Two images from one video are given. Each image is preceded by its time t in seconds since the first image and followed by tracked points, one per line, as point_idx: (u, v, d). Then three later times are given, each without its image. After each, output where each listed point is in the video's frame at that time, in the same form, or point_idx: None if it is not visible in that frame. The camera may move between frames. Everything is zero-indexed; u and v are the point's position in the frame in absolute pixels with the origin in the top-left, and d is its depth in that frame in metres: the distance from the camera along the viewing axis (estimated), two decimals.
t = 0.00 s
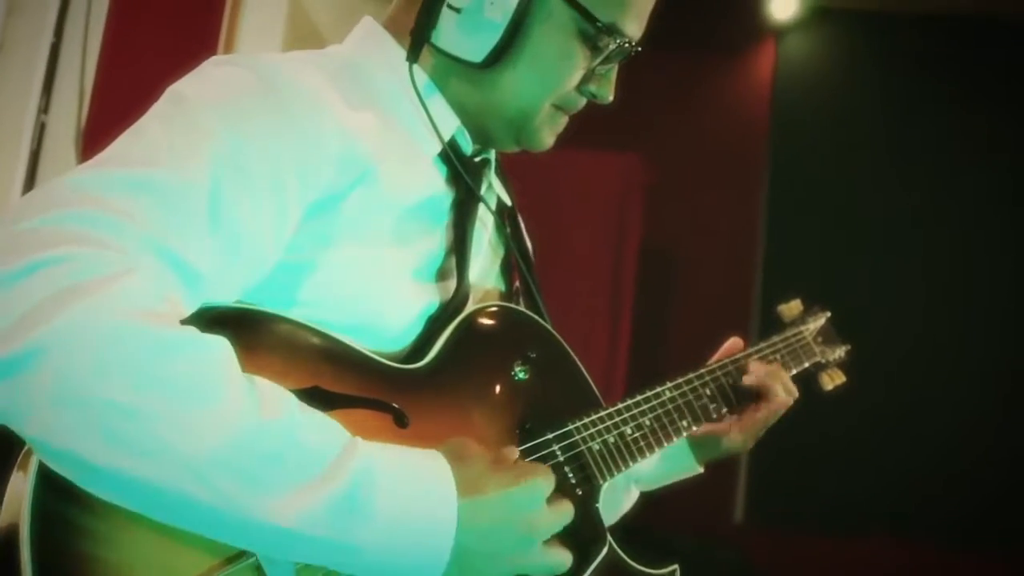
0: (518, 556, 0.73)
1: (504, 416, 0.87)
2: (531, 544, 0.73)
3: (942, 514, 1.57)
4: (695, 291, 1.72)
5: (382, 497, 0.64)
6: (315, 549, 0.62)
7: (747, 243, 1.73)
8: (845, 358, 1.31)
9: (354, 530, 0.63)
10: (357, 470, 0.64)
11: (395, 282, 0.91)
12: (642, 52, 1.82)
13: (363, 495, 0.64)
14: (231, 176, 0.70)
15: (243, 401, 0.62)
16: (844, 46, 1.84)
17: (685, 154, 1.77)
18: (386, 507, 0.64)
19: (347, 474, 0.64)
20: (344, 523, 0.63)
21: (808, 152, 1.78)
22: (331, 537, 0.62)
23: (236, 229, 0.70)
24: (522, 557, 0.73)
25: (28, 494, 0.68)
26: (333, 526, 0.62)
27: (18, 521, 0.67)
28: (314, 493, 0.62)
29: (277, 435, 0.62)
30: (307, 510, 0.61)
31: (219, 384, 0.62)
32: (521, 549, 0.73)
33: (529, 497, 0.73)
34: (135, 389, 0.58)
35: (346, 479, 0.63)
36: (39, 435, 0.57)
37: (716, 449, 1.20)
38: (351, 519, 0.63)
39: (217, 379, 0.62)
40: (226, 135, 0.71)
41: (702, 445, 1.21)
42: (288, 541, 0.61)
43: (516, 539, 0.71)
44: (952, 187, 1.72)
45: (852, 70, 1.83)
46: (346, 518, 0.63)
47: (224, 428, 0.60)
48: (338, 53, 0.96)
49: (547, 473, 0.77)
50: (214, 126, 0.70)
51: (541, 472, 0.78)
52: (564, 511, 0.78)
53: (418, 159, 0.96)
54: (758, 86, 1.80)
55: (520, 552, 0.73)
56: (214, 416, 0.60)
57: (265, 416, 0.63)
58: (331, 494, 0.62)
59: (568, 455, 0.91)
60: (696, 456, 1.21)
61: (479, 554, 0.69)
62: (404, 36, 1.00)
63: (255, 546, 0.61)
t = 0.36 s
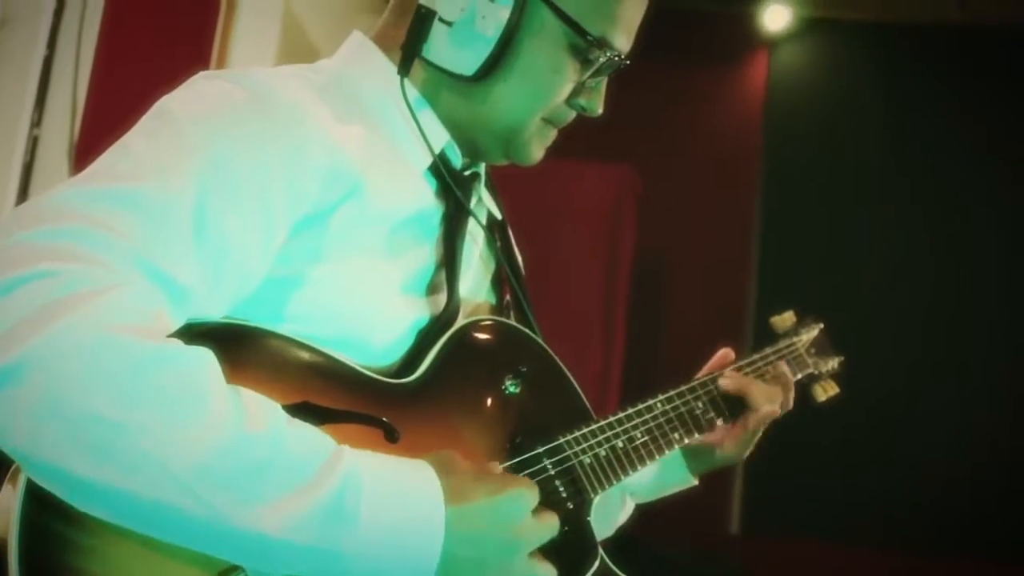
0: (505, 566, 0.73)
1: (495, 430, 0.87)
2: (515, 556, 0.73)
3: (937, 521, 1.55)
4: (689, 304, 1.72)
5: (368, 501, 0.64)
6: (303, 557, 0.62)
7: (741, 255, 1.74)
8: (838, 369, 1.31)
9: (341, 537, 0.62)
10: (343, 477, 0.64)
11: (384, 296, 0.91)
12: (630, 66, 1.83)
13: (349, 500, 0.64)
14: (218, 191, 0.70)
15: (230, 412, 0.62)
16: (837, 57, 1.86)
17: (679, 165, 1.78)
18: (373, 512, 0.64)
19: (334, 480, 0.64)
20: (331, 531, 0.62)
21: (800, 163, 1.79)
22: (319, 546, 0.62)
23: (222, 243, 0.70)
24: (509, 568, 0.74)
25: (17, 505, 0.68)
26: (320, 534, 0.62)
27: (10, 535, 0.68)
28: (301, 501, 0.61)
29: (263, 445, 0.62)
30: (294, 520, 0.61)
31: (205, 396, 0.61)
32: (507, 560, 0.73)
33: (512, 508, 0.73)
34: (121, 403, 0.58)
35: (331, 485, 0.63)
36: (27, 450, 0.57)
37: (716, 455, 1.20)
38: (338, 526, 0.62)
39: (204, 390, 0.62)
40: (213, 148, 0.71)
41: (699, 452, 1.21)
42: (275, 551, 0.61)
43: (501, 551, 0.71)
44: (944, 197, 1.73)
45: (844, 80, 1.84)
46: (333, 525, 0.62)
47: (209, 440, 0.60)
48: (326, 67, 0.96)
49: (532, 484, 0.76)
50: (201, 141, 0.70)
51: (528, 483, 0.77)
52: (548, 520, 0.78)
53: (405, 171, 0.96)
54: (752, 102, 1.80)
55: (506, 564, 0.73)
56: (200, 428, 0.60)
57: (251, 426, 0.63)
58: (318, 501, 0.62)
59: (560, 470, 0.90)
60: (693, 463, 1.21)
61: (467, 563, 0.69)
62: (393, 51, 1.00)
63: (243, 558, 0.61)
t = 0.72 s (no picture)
0: None
1: (492, 442, 0.87)
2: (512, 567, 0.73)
3: (928, 530, 1.56)
4: (686, 313, 1.72)
5: (362, 514, 0.65)
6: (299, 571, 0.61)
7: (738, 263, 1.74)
8: (834, 378, 1.31)
9: (336, 550, 0.62)
10: (338, 490, 0.64)
11: (379, 306, 0.91)
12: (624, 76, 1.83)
13: (344, 509, 0.64)
14: (210, 203, 0.70)
15: (223, 425, 0.62)
16: (833, 63, 1.86)
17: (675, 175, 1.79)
18: (368, 520, 0.65)
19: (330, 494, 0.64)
20: (326, 544, 0.62)
21: (796, 171, 1.79)
22: (316, 559, 0.62)
23: (215, 257, 0.70)
24: None
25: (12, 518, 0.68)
26: (315, 548, 0.62)
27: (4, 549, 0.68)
28: (296, 514, 0.62)
29: (258, 459, 0.62)
30: (290, 534, 0.61)
31: (198, 409, 0.61)
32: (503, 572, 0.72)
33: (506, 522, 0.72)
34: (114, 417, 0.58)
35: (329, 496, 0.64)
36: (20, 465, 0.57)
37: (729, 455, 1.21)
38: (333, 541, 0.62)
39: (196, 402, 0.62)
40: (204, 160, 0.71)
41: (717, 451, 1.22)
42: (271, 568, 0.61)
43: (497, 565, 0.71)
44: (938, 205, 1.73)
45: (839, 88, 1.85)
46: (329, 539, 0.62)
47: (202, 452, 0.60)
48: (319, 80, 0.96)
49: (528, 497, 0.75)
50: (192, 154, 0.70)
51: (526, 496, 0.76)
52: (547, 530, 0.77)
53: (399, 183, 0.96)
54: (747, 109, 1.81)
55: None
56: (194, 441, 0.60)
57: (245, 438, 0.63)
58: (313, 515, 0.62)
59: (556, 479, 0.90)
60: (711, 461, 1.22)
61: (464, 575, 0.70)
62: (388, 62, 1.00)
63: None
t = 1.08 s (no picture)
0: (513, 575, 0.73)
1: (496, 449, 0.87)
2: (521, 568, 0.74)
3: (927, 534, 1.53)
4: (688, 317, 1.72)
5: (367, 514, 0.65)
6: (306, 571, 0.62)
7: (738, 268, 1.76)
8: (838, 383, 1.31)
9: (342, 550, 0.63)
10: (343, 490, 0.64)
11: (382, 311, 0.91)
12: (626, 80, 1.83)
13: (350, 512, 0.64)
14: (215, 205, 0.70)
15: (229, 425, 0.62)
16: (835, 67, 1.86)
17: (677, 179, 1.79)
18: (373, 524, 0.65)
19: (336, 494, 0.64)
20: (333, 544, 0.63)
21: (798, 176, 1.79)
22: (323, 558, 0.62)
23: (219, 259, 0.70)
24: None
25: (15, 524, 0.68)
26: (322, 548, 0.62)
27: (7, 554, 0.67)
28: (302, 515, 0.62)
29: (264, 458, 0.62)
30: (296, 533, 0.61)
31: (205, 410, 0.61)
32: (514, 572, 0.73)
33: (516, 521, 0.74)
34: (120, 419, 0.58)
35: (334, 496, 0.64)
36: (26, 467, 0.57)
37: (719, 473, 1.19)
38: (339, 540, 0.63)
39: (203, 404, 0.61)
40: (209, 162, 0.71)
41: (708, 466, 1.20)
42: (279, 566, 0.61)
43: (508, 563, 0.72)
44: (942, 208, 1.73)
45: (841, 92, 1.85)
46: (335, 539, 0.63)
47: (208, 452, 0.60)
48: (323, 84, 0.95)
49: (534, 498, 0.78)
50: (197, 156, 0.70)
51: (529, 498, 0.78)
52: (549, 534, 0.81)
53: (404, 184, 0.96)
54: (747, 115, 1.83)
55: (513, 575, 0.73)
56: (200, 441, 0.60)
57: (252, 439, 0.62)
58: (319, 514, 0.62)
59: (559, 486, 0.90)
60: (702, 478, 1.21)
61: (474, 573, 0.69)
62: (393, 67, 1.00)
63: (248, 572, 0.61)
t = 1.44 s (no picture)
0: None
1: (495, 458, 0.87)
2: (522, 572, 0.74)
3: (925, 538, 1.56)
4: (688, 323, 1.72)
5: (366, 524, 0.65)
6: None
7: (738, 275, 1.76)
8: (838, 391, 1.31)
9: (341, 559, 0.63)
10: (342, 499, 0.65)
11: (383, 321, 0.92)
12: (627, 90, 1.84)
13: (349, 523, 0.64)
14: (216, 213, 0.70)
15: (229, 433, 0.62)
16: (834, 76, 1.88)
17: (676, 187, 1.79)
18: (372, 534, 0.65)
19: (335, 504, 0.64)
20: (333, 553, 0.63)
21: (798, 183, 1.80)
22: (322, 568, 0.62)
23: (219, 267, 0.70)
24: None
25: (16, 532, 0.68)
26: (322, 556, 0.62)
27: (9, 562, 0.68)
28: (302, 523, 0.62)
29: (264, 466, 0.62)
30: (297, 540, 0.61)
31: (205, 418, 0.61)
32: None
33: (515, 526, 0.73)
34: (121, 425, 0.58)
35: (333, 505, 0.64)
36: (26, 473, 0.57)
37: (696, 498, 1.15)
38: (338, 549, 0.63)
39: (203, 412, 0.62)
40: (210, 170, 0.71)
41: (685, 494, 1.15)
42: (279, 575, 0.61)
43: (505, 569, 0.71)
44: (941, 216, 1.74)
45: (840, 101, 1.86)
46: (334, 548, 0.63)
47: (209, 459, 0.60)
48: (322, 93, 0.96)
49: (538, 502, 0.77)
50: (199, 164, 0.71)
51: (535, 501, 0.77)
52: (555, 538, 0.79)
53: (403, 193, 0.97)
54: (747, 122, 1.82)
55: None
56: (201, 449, 0.60)
57: (251, 447, 0.63)
58: (319, 522, 0.63)
59: (560, 496, 0.90)
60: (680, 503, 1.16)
61: None
62: (394, 78, 1.00)
63: None
